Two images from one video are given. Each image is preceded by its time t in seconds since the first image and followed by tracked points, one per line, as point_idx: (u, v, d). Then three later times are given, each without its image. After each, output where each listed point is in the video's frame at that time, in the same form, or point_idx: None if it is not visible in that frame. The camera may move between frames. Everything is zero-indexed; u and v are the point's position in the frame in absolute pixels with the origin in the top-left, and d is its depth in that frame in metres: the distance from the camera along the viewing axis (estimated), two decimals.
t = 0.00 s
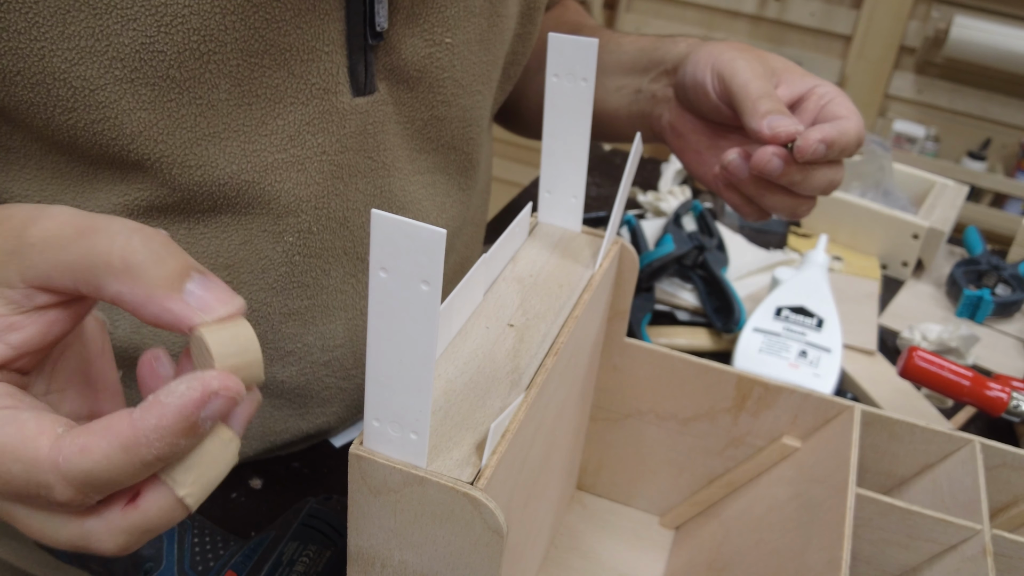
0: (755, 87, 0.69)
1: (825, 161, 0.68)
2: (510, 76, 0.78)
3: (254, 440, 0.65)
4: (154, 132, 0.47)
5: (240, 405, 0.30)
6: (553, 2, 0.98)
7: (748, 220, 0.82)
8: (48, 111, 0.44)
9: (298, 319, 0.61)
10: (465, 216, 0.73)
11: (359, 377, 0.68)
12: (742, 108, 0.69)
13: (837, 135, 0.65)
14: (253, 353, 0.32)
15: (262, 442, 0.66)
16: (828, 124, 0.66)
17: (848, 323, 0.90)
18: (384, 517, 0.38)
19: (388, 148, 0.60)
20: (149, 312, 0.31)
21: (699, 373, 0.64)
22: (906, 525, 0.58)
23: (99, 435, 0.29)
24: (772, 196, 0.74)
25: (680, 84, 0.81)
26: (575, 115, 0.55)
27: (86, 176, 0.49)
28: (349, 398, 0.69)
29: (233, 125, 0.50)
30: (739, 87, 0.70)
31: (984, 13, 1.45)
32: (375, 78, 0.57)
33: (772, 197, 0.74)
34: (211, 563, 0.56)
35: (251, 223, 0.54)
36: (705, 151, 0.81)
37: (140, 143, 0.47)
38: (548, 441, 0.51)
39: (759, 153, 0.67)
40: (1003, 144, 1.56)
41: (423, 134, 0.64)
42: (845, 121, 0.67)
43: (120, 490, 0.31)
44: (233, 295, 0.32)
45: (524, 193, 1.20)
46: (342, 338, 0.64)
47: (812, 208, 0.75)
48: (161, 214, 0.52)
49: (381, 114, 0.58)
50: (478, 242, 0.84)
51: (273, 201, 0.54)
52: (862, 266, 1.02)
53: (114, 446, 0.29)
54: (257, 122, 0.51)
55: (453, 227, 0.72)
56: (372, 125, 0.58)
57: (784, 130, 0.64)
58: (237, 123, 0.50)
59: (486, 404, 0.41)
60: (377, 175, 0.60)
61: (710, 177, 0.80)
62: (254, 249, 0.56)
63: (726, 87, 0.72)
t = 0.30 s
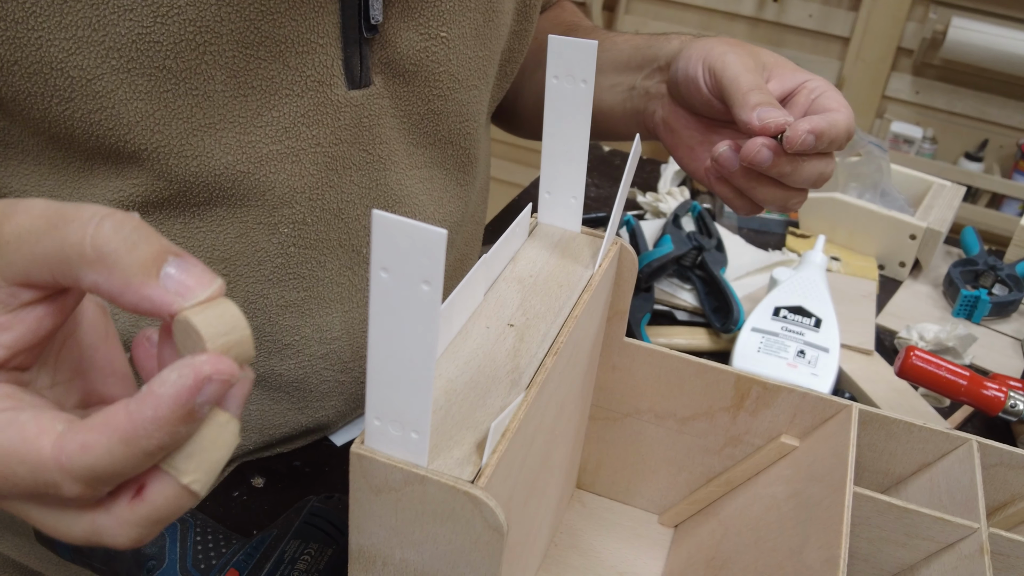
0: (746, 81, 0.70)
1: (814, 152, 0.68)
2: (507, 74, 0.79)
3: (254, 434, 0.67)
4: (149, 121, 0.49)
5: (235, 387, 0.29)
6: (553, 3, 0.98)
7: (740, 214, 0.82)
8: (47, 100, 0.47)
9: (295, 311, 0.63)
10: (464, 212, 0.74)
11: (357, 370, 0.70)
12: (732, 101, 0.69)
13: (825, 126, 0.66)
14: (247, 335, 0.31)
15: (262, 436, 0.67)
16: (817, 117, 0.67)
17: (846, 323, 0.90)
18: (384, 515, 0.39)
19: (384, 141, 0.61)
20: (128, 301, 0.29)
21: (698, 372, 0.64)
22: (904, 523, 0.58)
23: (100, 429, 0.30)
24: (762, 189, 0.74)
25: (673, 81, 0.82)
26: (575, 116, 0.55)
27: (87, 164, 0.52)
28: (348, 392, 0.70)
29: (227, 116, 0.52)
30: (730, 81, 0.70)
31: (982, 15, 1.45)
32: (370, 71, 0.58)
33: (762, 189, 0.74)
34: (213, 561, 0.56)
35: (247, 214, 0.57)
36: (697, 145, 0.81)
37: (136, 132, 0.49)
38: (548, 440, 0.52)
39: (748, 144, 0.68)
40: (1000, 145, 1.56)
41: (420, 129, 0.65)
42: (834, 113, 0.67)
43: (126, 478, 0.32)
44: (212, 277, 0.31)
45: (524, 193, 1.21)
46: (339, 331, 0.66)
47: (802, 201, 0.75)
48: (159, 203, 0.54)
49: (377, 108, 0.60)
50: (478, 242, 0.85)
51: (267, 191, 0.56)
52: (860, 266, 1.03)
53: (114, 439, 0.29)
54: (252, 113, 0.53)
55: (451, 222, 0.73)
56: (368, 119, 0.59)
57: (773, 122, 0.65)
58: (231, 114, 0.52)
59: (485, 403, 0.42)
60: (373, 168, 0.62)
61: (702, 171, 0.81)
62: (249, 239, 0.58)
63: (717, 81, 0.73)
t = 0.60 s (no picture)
0: (744, 78, 0.70)
1: (812, 149, 0.68)
2: (508, 75, 0.79)
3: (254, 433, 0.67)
4: (146, 116, 0.50)
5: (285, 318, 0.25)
6: (554, 3, 0.98)
7: (738, 212, 0.82)
8: (44, 96, 0.46)
9: (292, 307, 0.63)
10: (465, 210, 0.74)
11: (355, 367, 0.70)
12: (730, 98, 0.70)
13: (823, 122, 0.66)
14: (275, 259, 0.26)
15: (261, 435, 0.67)
16: (815, 113, 0.67)
17: (846, 323, 0.91)
18: (385, 515, 0.39)
19: (384, 139, 0.62)
20: (134, 245, 0.24)
21: (698, 372, 0.64)
22: (904, 523, 0.58)
23: (153, 389, 0.26)
24: (760, 186, 0.74)
25: (672, 78, 0.82)
26: (575, 117, 0.55)
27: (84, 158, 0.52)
28: (346, 391, 0.70)
29: (225, 111, 0.52)
30: (728, 78, 0.70)
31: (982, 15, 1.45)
32: (370, 68, 0.58)
33: (760, 187, 0.74)
34: (213, 561, 0.56)
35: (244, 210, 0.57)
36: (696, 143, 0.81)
37: (133, 127, 0.49)
38: (548, 440, 0.52)
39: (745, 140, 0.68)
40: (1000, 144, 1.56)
41: (420, 127, 0.65)
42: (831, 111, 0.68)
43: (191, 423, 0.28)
44: (219, 193, 0.25)
45: (524, 193, 1.21)
46: (336, 327, 0.66)
47: (799, 199, 0.75)
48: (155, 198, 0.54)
49: (375, 105, 0.60)
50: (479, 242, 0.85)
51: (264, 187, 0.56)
52: (860, 266, 1.03)
53: (171, 395, 0.26)
54: (249, 109, 0.53)
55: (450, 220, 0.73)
56: (367, 116, 0.59)
57: (770, 118, 0.65)
58: (229, 110, 0.52)
59: (485, 403, 0.42)
60: (372, 166, 0.62)
61: (700, 169, 0.81)
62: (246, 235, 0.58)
63: (716, 78, 0.73)
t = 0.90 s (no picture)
0: (743, 87, 0.70)
1: (810, 159, 0.68)
2: (507, 77, 0.79)
3: (253, 433, 0.67)
4: (145, 118, 0.49)
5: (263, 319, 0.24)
6: (553, 3, 0.98)
7: (735, 219, 0.82)
8: (43, 97, 0.46)
9: (292, 309, 0.63)
10: (465, 212, 0.74)
11: (355, 369, 0.70)
12: (729, 107, 0.69)
13: (821, 132, 0.66)
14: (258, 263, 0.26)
15: (261, 436, 0.68)
16: (813, 123, 0.67)
17: (846, 323, 0.91)
18: (385, 515, 0.39)
19: (384, 141, 0.62)
20: (125, 243, 0.24)
21: (698, 372, 0.64)
22: (903, 523, 0.58)
23: (127, 380, 0.25)
24: (758, 194, 0.74)
25: (671, 84, 0.82)
26: (575, 116, 0.55)
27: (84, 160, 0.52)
28: (346, 392, 0.70)
29: (224, 113, 0.52)
30: (727, 86, 0.70)
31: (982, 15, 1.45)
32: (369, 71, 0.58)
33: (758, 195, 0.74)
34: (213, 561, 0.56)
35: (244, 212, 0.57)
36: (694, 150, 0.81)
37: (133, 129, 0.50)
38: (548, 439, 0.52)
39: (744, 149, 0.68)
40: (999, 144, 1.56)
41: (420, 129, 0.65)
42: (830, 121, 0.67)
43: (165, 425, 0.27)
44: (208, 197, 0.25)
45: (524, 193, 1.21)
46: (337, 329, 0.66)
47: (797, 208, 0.75)
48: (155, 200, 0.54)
49: (375, 107, 0.60)
50: (478, 242, 0.85)
51: (265, 189, 0.56)
52: (861, 266, 1.03)
53: (143, 388, 0.25)
54: (249, 111, 0.53)
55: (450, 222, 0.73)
56: (366, 118, 0.59)
57: (770, 128, 0.65)
58: (228, 112, 0.52)
59: (485, 403, 0.42)
60: (372, 168, 0.62)
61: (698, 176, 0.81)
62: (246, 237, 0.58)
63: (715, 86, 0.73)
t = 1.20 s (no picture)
0: (744, 82, 0.70)
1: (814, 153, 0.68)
2: (507, 74, 0.79)
3: (254, 431, 0.67)
4: (145, 115, 0.50)
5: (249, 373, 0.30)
6: (553, 2, 0.98)
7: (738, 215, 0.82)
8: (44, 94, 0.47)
9: (292, 306, 0.63)
10: (466, 209, 0.74)
11: (355, 367, 0.70)
12: (730, 103, 0.69)
13: (824, 126, 0.65)
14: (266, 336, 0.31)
15: (261, 434, 0.68)
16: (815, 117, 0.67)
17: (846, 323, 0.90)
18: (384, 515, 0.39)
19: (384, 139, 0.62)
20: (174, 276, 0.30)
21: (698, 372, 0.64)
22: (903, 523, 0.58)
23: (117, 384, 0.30)
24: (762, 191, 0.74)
25: (671, 82, 0.82)
26: (575, 116, 0.55)
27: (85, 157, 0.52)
28: (346, 390, 0.70)
29: (224, 111, 0.52)
30: (728, 83, 0.70)
31: (983, 15, 1.45)
32: (370, 68, 0.58)
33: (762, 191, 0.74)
34: (213, 561, 0.56)
35: (244, 208, 0.57)
36: (696, 147, 0.81)
37: (133, 126, 0.50)
38: (549, 439, 0.52)
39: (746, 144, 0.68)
40: (999, 144, 1.56)
41: (420, 127, 0.65)
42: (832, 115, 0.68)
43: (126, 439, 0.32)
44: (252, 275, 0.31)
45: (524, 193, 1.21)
46: (337, 327, 0.66)
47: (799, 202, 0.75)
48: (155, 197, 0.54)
49: (375, 105, 0.60)
50: (478, 241, 0.85)
51: (264, 186, 0.56)
52: (861, 266, 1.03)
53: (131, 392, 0.29)
54: (249, 109, 0.53)
55: (450, 219, 0.73)
56: (366, 116, 0.59)
57: (772, 122, 0.64)
58: (228, 109, 0.52)
59: (486, 403, 0.42)
60: (373, 166, 0.62)
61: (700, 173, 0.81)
62: (246, 234, 0.58)
63: (716, 82, 0.73)
